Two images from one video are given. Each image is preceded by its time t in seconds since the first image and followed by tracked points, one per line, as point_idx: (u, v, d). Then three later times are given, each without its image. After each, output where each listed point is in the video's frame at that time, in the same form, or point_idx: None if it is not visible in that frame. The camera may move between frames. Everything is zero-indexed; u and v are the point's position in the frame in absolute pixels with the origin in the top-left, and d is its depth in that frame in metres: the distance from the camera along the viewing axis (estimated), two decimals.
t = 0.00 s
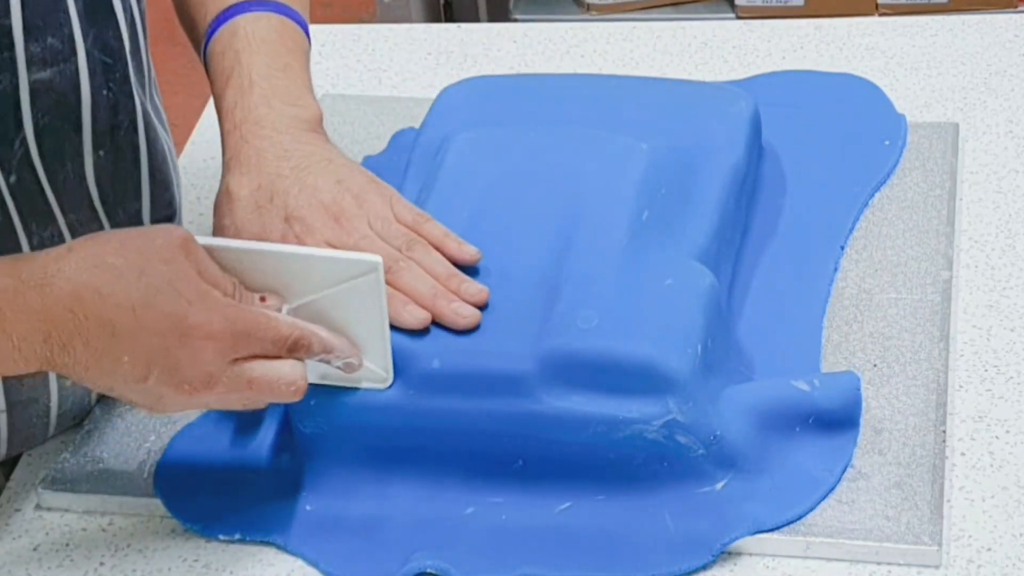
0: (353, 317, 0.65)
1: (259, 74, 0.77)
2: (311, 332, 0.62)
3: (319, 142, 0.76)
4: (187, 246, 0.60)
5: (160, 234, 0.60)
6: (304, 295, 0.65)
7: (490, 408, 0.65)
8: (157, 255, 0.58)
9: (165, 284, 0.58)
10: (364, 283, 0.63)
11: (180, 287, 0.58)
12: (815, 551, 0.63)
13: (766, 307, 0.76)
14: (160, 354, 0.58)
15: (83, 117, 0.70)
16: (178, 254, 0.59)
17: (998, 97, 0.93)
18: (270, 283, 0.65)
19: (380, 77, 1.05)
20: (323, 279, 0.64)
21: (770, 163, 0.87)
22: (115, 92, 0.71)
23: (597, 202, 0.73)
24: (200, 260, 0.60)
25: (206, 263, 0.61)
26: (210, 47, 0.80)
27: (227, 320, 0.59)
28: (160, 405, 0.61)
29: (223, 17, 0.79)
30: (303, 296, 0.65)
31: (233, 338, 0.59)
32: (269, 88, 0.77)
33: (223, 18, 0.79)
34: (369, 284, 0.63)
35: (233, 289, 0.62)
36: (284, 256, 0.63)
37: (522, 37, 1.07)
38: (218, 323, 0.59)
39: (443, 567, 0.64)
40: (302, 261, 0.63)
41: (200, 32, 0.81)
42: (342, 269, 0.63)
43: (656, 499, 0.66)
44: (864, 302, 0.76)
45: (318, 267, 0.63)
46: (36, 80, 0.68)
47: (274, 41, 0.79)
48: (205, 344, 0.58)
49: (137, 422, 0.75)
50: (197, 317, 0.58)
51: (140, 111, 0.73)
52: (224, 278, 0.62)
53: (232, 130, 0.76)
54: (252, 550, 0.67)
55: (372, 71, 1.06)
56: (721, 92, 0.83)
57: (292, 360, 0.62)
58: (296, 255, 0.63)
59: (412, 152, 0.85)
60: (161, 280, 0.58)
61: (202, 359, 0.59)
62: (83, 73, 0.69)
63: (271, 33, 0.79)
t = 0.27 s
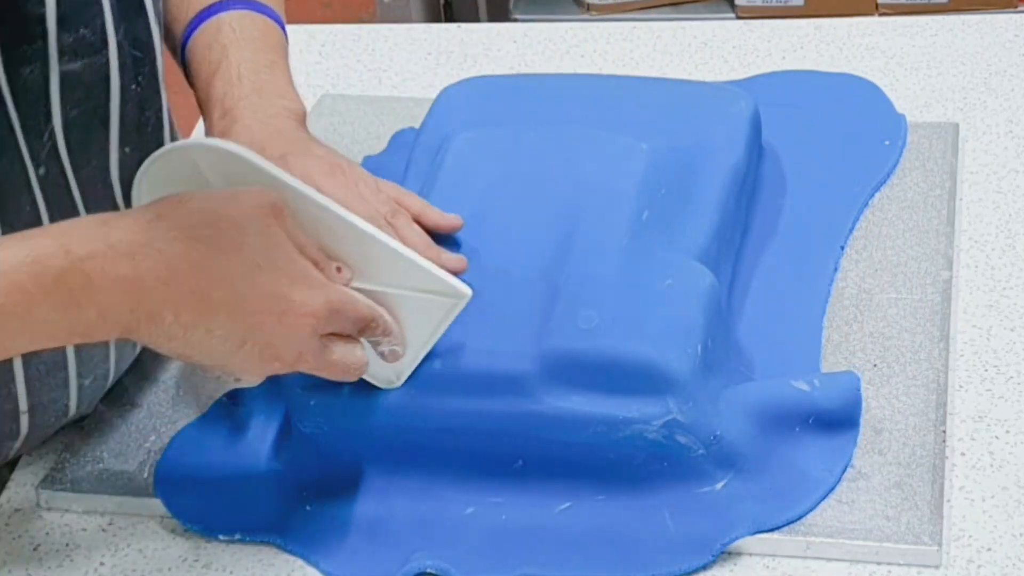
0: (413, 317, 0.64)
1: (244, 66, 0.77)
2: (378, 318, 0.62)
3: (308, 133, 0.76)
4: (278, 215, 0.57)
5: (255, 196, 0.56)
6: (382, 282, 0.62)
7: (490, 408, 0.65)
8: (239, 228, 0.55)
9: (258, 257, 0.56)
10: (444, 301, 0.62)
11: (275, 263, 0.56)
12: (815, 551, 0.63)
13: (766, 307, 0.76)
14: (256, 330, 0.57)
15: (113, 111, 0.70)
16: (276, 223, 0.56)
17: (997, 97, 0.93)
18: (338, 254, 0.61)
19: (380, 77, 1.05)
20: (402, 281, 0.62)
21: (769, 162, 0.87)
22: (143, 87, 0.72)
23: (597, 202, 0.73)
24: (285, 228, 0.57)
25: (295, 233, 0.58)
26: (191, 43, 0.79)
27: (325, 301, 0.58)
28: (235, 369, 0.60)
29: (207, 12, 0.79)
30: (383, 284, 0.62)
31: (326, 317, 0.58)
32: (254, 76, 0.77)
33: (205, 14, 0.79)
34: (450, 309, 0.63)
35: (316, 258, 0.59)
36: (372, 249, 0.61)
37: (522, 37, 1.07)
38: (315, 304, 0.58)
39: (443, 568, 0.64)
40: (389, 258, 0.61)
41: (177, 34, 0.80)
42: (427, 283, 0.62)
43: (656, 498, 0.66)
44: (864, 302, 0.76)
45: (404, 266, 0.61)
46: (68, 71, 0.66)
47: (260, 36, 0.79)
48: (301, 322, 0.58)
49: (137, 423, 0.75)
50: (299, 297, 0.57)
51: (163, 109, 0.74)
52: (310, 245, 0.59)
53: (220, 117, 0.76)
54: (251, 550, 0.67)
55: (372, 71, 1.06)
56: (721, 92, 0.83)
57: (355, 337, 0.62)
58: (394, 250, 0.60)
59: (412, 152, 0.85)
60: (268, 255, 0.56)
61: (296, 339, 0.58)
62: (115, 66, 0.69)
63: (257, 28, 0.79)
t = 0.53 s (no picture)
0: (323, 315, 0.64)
1: (238, 63, 0.78)
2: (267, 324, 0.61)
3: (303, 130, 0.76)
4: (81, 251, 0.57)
5: (125, 247, 0.59)
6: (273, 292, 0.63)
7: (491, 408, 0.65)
8: (83, 262, 0.57)
9: (57, 292, 0.55)
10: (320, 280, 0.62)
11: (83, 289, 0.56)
12: (815, 551, 0.63)
13: (766, 307, 0.76)
14: (125, 364, 0.56)
15: (101, 113, 0.70)
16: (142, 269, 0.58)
17: (997, 97, 0.93)
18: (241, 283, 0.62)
19: (380, 77, 1.05)
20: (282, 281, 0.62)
21: (769, 162, 0.87)
22: (132, 91, 0.71)
23: (597, 202, 0.73)
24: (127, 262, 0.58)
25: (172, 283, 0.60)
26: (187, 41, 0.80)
27: (177, 328, 0.57)
28: (122, 412, 0.58)
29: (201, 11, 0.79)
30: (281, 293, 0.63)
31: (186, 342, 0.57)
32: (252, 75, 0.77)
33: (201, 11, 0.80)
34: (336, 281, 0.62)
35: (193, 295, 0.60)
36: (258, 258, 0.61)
37: (522, 37, 1.07)
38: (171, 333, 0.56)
39: (443, 567, 0.64)
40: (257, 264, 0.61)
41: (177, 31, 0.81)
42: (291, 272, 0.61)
43: (656, 498, 0.66)
44: (864, 302, 0.76)
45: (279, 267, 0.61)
46: (55, 75, 0.67)
47: (254, 29, 0.79)
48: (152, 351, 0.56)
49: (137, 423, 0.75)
50: (141, 324, 0.56)
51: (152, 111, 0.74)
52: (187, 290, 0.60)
53: (219, 118, 0.76)
54: (252, 550, 0.67)
55: (372, 70, 1.06)
56: (721, 92, 0.83)
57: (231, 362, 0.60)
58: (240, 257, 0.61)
59: (412, 151, 0.85)
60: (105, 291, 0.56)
61: (162, 369, 0.56)
62: (102, 69, 0.69)
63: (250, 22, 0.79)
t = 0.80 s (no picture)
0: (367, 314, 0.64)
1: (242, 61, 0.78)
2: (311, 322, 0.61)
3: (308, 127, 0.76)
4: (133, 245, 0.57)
5: (170, 241, 0.58)
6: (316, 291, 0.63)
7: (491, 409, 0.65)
8: (137, 254, 0.56)
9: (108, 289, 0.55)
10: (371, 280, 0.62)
11: (130, 286, 0.55)
12: (815, 551, 0.63)
13: (767, 307, 0.76)
14: (165, 359, 0.56)
15: (90, 114, 0.71)
16: (186, 262, 0.58)
17: (998, 97, 0.93)
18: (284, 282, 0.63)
19: (380, 77, 1.05)
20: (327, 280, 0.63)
21: (769, 162, 0.87)
22: (121, 93, 0.72)
23: (597, 202, 0.73)
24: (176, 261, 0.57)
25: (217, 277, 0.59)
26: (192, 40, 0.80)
27: (223, 325, 0.57)
28: (164, 408, 0.58)
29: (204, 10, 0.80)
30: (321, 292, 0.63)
31: (230, 341, 0.57)
32: (255, 71, 0.77)
33: (205, 8, 0.80)
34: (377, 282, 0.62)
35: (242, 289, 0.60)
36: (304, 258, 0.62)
37: (522, 37, 1.07)
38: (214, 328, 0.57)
39: (443, 567, 0.64)
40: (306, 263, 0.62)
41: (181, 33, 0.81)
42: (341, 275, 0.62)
43: (656, 499, 0.66)
44: (864, 302, 0.76)
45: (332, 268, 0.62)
46: (40, 78, 0.68)
47: (258, 28, 0.79)
48: (188, 349, 0.56)
49: (137, 423, 0.75)
50: (185, 320, 0.56)
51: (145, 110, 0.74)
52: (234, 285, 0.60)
53: (223, 115, 0.76)
54: (251, 550, 0.67)
55: (372, 70, 1.06)
56: (721, 92, 0.83)
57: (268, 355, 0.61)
58: (297, 257, 0.62)
59: (412, 151, 0.85)
60: (147, 287, 0.55)
61: (205, 365, 0.57)
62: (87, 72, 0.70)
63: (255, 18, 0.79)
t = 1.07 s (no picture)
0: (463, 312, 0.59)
1: (264, 53, 0.76)
2: (386, 346, 0.57)
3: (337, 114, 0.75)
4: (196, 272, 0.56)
5: (244, 259, 0.57)
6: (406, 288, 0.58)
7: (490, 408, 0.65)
8: (179, 305, 0.55)
9: (159, 324, 0.54)
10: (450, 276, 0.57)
11: (247, 336, 0.55)
12: (815, 551, 0.63)
13: (766, 307, 0.76)
14: (224, 392, 0.56)
15: (113, 104, 0.71)
16: (252, 288, 0.56)
17: (997, 97, 0.93)
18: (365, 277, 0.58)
19: (380, 77, 1.05)
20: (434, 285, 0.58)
21: (769, 162, 0.87)
22: (141, 79, 0.73)
23: (597, 202, 0.73)
24: (233, 289, 0.56)
25: (295, 293, 0.57)
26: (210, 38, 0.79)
27: (285, 361, 0.55)
28: (262, 433, 0.58)
29: (222, 7, 0.79)
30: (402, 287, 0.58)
31: (292, 376, 0.56)
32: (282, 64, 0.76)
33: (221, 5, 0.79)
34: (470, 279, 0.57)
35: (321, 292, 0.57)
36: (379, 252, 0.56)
37: (522, 37, 1.07)
38: (275, 367, 0.55)
39: (443, 567, 0.64)
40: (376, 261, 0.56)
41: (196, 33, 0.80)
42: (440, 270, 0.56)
43: (656, 499, 0.66)
44: (864, 302, 0.76)
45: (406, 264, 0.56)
46: (67, 67, 0.68)
47: (274, 21, 0.78)
48: (295, 385, 0.56)
49: (136, 423, 0.75)
50: (244, 359, 0.55)
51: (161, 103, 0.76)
52: (317, 295, 0.57)
53: (253, 104, 0.75)
54: (251, 550, 0.67)
55: (372, 70, 1.06)
56: (721, 92, 0.83)
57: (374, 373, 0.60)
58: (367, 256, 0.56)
59: (411, 151, 0.85)
60: (204, 322, 0.55)
61: (270, 399, 0.56)
62: (113, 59, 0.70)
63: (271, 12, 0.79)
